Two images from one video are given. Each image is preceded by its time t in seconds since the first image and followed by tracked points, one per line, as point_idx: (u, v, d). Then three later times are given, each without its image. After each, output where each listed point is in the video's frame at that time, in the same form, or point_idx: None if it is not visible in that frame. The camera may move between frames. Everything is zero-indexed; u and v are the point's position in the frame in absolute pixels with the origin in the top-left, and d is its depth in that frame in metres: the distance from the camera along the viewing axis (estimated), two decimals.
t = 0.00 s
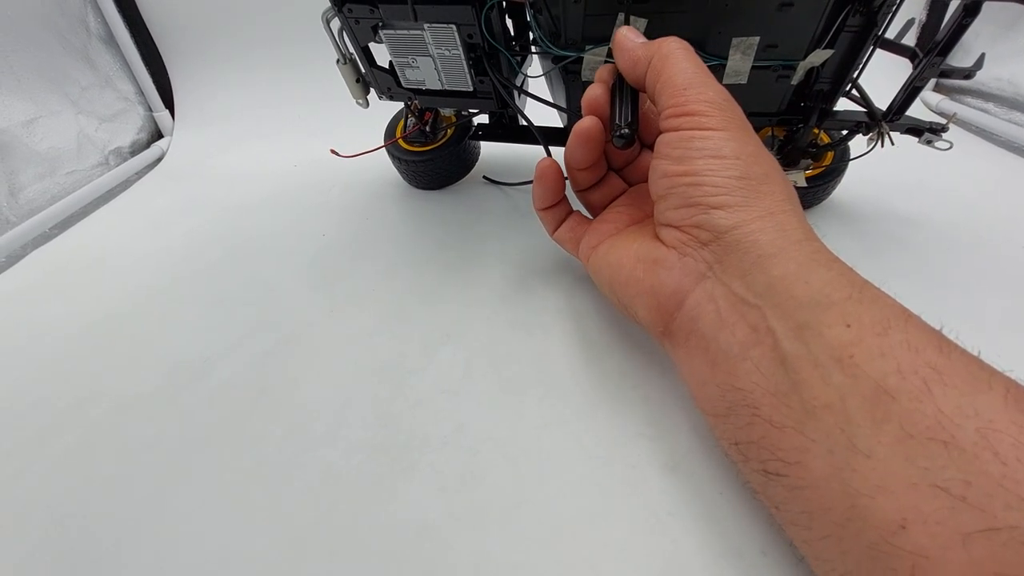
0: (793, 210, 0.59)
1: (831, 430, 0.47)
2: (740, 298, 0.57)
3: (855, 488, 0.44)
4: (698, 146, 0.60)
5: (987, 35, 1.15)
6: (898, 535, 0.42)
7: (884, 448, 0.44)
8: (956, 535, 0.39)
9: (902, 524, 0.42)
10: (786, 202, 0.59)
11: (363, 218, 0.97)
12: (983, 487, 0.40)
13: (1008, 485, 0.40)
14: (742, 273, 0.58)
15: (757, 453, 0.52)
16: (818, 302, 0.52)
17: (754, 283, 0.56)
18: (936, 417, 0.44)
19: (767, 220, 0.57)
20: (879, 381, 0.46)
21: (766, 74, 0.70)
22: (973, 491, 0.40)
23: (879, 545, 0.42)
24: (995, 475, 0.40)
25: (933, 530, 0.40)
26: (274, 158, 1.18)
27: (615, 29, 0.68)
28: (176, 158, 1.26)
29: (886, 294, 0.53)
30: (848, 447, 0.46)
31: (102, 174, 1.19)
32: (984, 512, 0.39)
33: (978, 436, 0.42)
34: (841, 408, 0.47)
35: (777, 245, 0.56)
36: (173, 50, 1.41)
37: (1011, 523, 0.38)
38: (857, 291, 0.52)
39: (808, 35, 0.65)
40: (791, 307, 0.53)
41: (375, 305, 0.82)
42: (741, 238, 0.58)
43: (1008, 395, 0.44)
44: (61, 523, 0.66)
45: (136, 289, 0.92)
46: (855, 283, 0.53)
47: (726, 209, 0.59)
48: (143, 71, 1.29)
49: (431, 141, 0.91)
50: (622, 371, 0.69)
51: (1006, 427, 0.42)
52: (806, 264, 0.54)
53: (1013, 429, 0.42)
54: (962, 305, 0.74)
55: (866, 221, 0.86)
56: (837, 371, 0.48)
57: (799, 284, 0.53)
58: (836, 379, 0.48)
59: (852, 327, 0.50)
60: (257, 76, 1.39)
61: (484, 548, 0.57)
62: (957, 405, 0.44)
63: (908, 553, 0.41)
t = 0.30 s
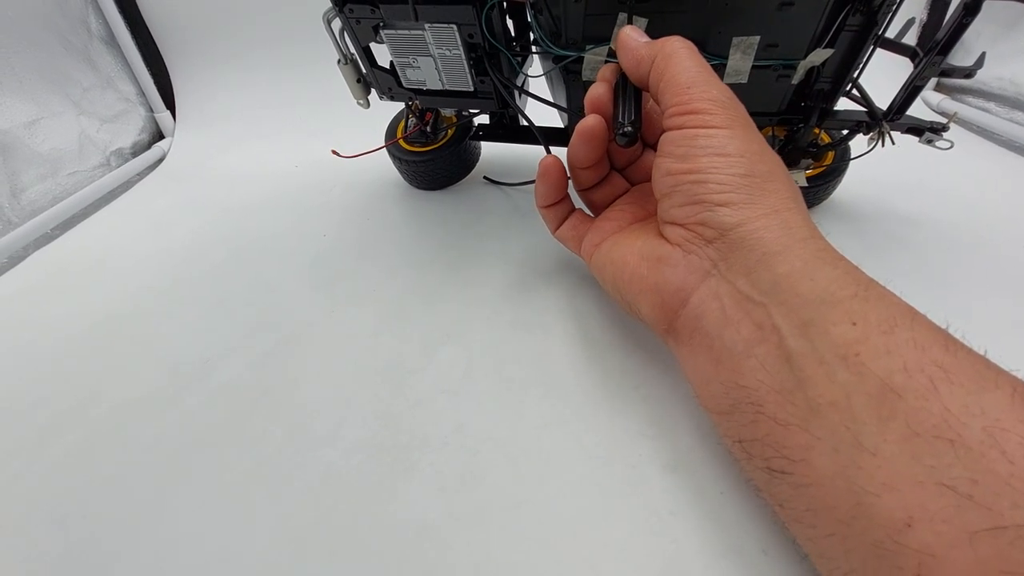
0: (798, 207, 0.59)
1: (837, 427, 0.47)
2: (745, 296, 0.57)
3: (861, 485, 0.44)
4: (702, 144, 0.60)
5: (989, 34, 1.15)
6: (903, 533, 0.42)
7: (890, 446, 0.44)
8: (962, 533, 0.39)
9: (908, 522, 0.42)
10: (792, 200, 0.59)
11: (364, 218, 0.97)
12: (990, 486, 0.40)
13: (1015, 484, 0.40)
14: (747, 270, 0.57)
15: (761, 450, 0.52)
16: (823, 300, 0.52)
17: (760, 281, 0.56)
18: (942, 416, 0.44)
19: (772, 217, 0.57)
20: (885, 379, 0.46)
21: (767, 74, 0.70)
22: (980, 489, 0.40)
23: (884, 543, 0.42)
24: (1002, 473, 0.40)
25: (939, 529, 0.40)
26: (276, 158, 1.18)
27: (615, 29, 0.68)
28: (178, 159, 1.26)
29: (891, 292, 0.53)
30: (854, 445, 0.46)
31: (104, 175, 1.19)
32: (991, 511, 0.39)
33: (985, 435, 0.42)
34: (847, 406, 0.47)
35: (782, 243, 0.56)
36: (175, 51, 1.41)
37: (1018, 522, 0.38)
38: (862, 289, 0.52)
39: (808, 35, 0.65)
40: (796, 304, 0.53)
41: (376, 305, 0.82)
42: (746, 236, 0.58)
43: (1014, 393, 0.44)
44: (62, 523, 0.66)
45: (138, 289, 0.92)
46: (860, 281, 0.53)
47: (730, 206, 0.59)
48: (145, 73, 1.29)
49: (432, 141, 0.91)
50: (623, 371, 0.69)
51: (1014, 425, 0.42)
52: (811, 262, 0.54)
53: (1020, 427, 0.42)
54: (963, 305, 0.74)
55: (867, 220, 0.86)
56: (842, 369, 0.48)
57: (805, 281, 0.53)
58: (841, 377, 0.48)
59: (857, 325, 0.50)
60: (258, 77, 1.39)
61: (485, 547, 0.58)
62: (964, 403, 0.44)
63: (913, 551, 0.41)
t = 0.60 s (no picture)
0: (798, 207, 0.58)
1: (838, 428, 0.47)
2: (746, 296, 0.57)
3: (862, 486, 0.44)
4: (702, 144, 0.60)
5: (990, 34, 1.15)
6: (904, 534, 0.42)
7: (892, 447, 0.44)
8: (964, 535, 0.39)
9: (909, 524, 0.42)
10: (792, 200, 0.59)
11: (365, 218, 0.97)
12: (992, 487, 0.40)
13: (1017, 485, 0.40)
14: (747, 271, 0.57)
15: (762, 451, 0.52)
16: (824, 300, 0.52)
17: (760, 281, 0.56)
18: (944, 417, 0.44)
19: (772, 217, 0.57)
20: (886, 380, 0.46)
21: (767, 74, 0.70)
22: (982, 491, 0.40)
23: (884, 544, 0.42)
24: (1004, 474, 0.40)
25: (940, 530, 0.40)
26: (276, 158, 1.18)
27: (615, 29, 0.68)
28: (178, 159, 1.26)
29: (892, 292, 0.53)
30: (855, 446, 0.46)
31: (105, 175, 1.19)
32: (993, 513, 0.39)
33: (987, 436, 0.42)
34: (848, 407, 0.47)
35: (782, 243, 0.56)
36: (176, 52, 1.41)
37: (1019, 523, 0.38)
38: (864, 289, 0.52)
39: (809, 35, 0.65)
40: (798, 304, 0.53)
41: (377, 305, 0.82)
42: (747, 236, 0.58)
43: (1017, 394, 0.44)
44: (65, 523, 0.66)
45: (139, 289, 0.92)
46: (861, 281, 0.53)
47: (731, 206, 0.59)
48: (146, 73, 1.29)
49: (432, 141, 0.92)
50: (624, 371, 0.69)
51: (1016, 426, 0.42)
52: (812, 262, 0.54)
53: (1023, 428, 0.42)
54: (965, 305, 0.74)
55: (868, 221, 0.86)
56: (843, 369, 0.48)
57: (806, 282, 0.53)
58: (842, 377, 0.48)
59: (858, 325, 0.50)
60: (259, 77, 1.40)
61: (485, 547, 0.58)
62: (966, 404, 0.44)
63: (914, 552, 0.41)
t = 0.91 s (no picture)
0: (799, 208, 0.58)
1: (839, 429, 0.47)
2: (747, 297, 0.57)
3: (863, 488, 0.44)
4: (702, 145, 0.60)
5: (989, 34, 1.15)
6: (905, 536, 0.42)
7: (894, 449, 0.44)
8: (966, 538, 0.39)
9: (910, 526, 0.42)
10: (793, 200, 0.59)
11: (365, 218, 0.97)
12: (994, 490, 0.40)
13: (1020, 487, 0.40)
14: (748, 272, 0.57)
15: (763, 452, 0.52)
16: (825, 301, 0.52)
17: (761, 282, 0.56)
18: (946, 419, 0.44)
19: (773, 218, 0.57)
20: (888, 382, 0.46)
21: (767, 74, 0.70)
22: (984, 493, 0.40)
23: (886, 546, 0.42)
24: (1006, 477, 0.40)
25: (942, 533, 0.40)
26: (276, 159, 1.18)
27: (615, 29, 0.68)
28: (178, 159, 1.27)
29: (894, 293, 0.53)
30: (856, 448, 0.46)
31: (105, 175, 1.19)
32: (995, 516, 0.39)
33: (989, 438, 0.42)
34: (850, 408, 0.47)
35: (783, 244, 0.56)
36: (176, 52, 1.41)
37: (1021, 526, 0.38)
38: (865, 291, 0.52)
39: (809, 35, 0.65)
40: (799, 306, 0.53)
41: (378, 305, 0.82)
42: (748, 237, 0.58)
43: (1019, 396, 0.44)
44: (65, 523, 0.66)
45: (139, 289, 0.92)
46: (863, 282, 0.53)
47: (731, 207, 0.59)
48: (146, 73, 1.30)
49: (432, 141, 0.92)
50: (624, 371, 0.69)
51: (1018, 429, 0.42)
52: (814, 263, 0.54)
53: None
54: (965, 305, 0.74)
55: (868, 221, 0.86)
56: (845, 371, 0.48)
57: (807, 283, 0.53)
58: (844, 379, 0.48)
59: (860, 327, 0.50)
60: (259, 77, 1.40)
61: (486, 547, 0.58)
62: (968, 406, 0.44)
63: (915, 554, 0.41)
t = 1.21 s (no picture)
0: (800, 208, 0.58)
1: (840, 429, 0.47)
2: (748, 297, 0.57)
3: (863, 488, 0.44)
4: (703, 145, 0.60)
5: (989, 34, 1.15)
6: (905, 536, 0.42)
7: (894, 449, 0.44)
8: (966, 538, 0.39)
9: (910, 526, 0.42)
10: (793, 200, 0.59)
11: (365, 218, 0.97)
12: (995, 490, 0.40)
13: (1021, 488, 0.39)
14: (749, 271, 0.57)
15: (763, 452, 0.52)
16: (826, 301, 0.52)
17: (761, 282, 0.56)
18: (947, 419, 0.44)
19: (773, 217, 0.57)
20: (888, 381, 0.46)
21: (767, 74, 0.70)
22: (985, 493, 0.40)
23: (885, 546, 0.42)
24: (1007, 477, 0.40)
25: (942, 533, 0.40)
26: (276, 159, 1.19)
27: (615, 30, 0.68)
28: (179, 159, 1.27)
29: (894, 293, 0.53)
30: (857, 448, 0.46)
31: (105, 176, 1.19)
32: (996, 515, 0.39)
33: (990, 438, 0.42)
34: (850, 408, 0.47)
35: (784, 243, 0.56)
36: (176, 53, 1.42)
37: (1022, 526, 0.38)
38: (866, 290, 0.52)
39: (808, 35, 0.65)
40: (799, 306, 0.53)
41: (378, 305, 0.82)
42: (748, 236, 0.58)
43: (1020, 395, 0.44)
44: (65, 523, 0.66)
45: (139, 289, 0.92)
46: (863, 282, 0.53)
47: (732, 206, 0.59)
48: (146, 73, 1.30)
49: (432, 142, 0.92)
50: (624, 372, 0.69)
51: (1018, 429, 0.42)
52: (814, 263, 0.54)
53: None
54: (965, 305, 0.74)
55: (868, 221, 0.86)
56: (845, 371, 0.48)
57: (808, 283, 0.53)
58: (844, 379, 0.48)
59: (861, 326, 0.49)
60: (259, 78, 1.40)
61: (486, 547, 0.58)
62: (969, 406, 0.44)
63: (915, 554, 0.41)
